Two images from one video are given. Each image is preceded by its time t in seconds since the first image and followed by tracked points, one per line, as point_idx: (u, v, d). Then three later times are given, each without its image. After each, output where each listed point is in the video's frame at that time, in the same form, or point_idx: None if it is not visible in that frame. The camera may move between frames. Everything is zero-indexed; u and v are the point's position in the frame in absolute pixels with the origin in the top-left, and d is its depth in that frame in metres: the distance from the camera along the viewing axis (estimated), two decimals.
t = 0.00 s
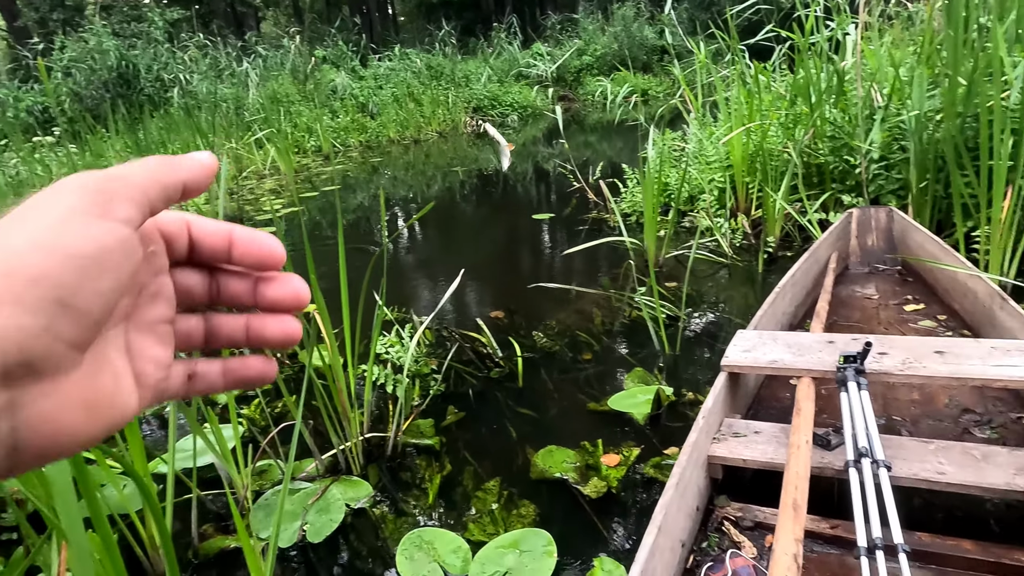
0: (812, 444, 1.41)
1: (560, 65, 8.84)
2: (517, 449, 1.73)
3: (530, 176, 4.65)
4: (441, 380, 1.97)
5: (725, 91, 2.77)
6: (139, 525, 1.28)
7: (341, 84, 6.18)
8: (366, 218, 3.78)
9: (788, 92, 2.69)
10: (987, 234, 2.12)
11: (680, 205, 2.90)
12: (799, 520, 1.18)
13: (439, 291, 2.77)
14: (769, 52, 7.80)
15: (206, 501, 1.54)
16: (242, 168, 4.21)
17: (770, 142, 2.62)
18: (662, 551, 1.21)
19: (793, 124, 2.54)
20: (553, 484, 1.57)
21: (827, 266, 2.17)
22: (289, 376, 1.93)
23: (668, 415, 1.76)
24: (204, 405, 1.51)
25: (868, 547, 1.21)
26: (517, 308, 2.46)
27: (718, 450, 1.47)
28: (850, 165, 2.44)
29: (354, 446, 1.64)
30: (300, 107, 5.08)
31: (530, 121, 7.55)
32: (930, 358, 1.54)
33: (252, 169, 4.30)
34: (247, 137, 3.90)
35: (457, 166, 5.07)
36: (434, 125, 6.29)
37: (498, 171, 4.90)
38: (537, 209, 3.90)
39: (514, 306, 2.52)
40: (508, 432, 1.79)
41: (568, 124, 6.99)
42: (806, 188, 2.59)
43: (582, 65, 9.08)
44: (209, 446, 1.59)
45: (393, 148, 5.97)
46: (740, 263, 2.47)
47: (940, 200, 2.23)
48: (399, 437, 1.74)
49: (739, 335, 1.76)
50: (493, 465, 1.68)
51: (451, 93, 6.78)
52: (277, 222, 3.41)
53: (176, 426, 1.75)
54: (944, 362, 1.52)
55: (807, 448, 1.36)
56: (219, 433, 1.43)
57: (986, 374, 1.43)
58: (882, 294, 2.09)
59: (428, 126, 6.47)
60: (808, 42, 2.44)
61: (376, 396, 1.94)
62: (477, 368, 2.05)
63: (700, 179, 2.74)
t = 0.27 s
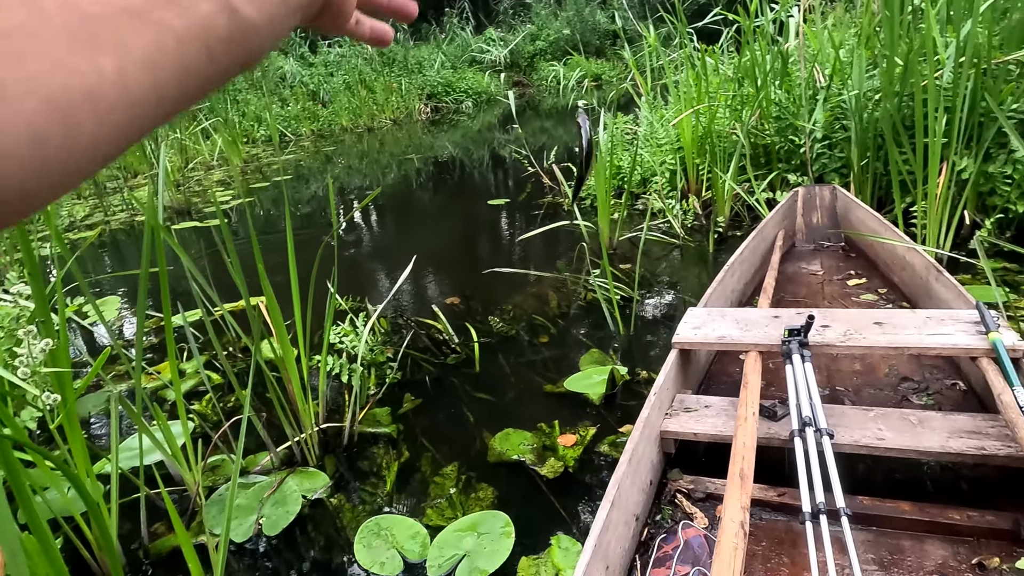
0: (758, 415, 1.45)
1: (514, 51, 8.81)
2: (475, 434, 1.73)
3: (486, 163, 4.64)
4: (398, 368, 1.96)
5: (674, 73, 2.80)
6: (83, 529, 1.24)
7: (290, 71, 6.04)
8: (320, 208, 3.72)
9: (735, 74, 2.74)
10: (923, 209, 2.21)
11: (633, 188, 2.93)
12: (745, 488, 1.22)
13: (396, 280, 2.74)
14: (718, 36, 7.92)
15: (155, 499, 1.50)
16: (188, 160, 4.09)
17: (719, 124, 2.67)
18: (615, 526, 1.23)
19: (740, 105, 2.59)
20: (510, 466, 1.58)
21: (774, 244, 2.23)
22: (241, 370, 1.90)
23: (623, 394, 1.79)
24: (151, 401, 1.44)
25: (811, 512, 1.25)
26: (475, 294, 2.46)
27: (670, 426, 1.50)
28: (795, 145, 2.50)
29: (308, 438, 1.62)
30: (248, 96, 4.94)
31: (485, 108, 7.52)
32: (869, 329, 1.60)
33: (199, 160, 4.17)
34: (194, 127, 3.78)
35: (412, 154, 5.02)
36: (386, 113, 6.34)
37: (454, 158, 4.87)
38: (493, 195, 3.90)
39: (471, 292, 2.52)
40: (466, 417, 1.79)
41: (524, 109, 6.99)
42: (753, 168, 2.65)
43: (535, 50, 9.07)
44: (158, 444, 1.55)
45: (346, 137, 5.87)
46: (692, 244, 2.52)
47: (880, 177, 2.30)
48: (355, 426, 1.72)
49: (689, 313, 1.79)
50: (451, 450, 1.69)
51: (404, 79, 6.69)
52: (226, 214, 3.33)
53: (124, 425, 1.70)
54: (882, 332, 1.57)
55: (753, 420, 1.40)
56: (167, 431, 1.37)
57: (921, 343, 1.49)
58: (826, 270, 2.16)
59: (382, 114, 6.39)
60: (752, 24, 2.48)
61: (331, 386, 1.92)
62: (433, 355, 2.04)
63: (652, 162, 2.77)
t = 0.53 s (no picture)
0: (722, 393, 1.48)
1: (473, 37, 8.74)
2: (445, 422, 1.73)
3: (449, 151, 4.62)
4: (365, 360, 1.94)
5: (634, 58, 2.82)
6: (44, 536, 1.19)
7: (244, 60, 5.90)
8: (280, 199, 3.65)
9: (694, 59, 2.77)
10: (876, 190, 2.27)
11: (597, 174, 2.95)
12: (710, 465, 1.25)
13: (360, 271, 2.71)
14: (674, 21, 8.01)
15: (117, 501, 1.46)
16: (140, 152, 3.97)
17: (679, 109, 2.69)
18: (586, 507, 1.25)
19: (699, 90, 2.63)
20: (482, 453, 1.59)
21: (735, 226, 2.27)
22: (203, 366, 1.86)
23: (591, 377, 1.81)
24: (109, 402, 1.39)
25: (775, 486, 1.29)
26: (441, 284, 2.46)
27: (637, 407, 1.53)
28: (753, 128, 2.55)
29: (276, 433, 1.59)
30: (201, 86, 4.81)
31: (446, 95, 7.47)
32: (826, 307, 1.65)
33: (153, 153, 4.05)
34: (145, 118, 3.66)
35: (374, 143, 4.97)
36: (346, 102, 6.27)
37: (417, 147, 4.82)
38: (457, 183, 3.88)
39: (438, 281, 2.51)
40: (435, 406, 1.79)
41: (485, 97, 6.96)
42: (713, 153, 2.69)
43: (494, 36, 8.99)
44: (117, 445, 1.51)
45: (306, 127, 5.76)
46: (655, 228, 2.55)
47: (834, 159, 2.37)
48: (323, 420, 1.71)
49: (653, 296, 1.82)
50: (421, 440, 1.68)
51: (362, 67, 6.60)
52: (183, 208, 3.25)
53: (82, 426, 1.65)
54: (839, 310, 1.62)
55: (717, 398, 1.43)
56: (130, 431, 1.32)
57: (875, 319, 1.55)
58: (785, 251, 2.21)
59: (340, 103, 6.32)
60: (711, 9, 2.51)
61: (297, 380, 1.89)
62: (401, 345, 2.03)
63: (615, 147, 2.80)
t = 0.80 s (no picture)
0: (685, 379, 1.51)
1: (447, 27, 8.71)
2: (415, 414, 1.75)
3: (424, 144, 4.63)
4: (335, 354, 1.96)
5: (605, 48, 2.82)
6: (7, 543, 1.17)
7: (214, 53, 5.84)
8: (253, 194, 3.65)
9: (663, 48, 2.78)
10: (840, 177, 2.31)
11: (568, 165, 2.97)
12: (670, 448, 1.27)
13: (333, 266, 2.72)
14: (647, 11, 8.06)
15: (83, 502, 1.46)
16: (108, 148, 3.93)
17: (647, 99, 2.71)
18: (549, 493, 1.27)
19: (668, 80, 2.66)
20: (451, 444, 1.60)
21: (703, 214, 2.30)
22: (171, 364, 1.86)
23: (559, 367, 1.83)
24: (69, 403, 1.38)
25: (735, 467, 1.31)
26: (414, 278, 2.50)
27: (602, 394, 1.55)
28: (720, 117, 2.59)
29: (244, 429, 1.60)
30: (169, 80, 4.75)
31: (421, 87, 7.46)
32: (787, 292, 1.68)
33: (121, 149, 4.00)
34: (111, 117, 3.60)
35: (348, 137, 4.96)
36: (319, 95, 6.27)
37: (391, 142, 4.82)
38: (431, 176, 3.90)
39: (410, 276, 2.52)
40: (405, 399, 1.81)
41: (460, 88, 6.97)
42: (682, 142, 2.73)
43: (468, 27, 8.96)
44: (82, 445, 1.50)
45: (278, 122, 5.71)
46: (626, 218, 2.61)
47: (800, 147, 2.41)
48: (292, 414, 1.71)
49: (620, 284, 1.84)
50: (391, 432, 1.70)
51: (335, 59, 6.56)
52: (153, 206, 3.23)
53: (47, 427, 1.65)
54: (799, 294, 1.65)
55: (679, 384, 1.45)
56: (92, 432, 1.31)
57: (833, 303, 1.58)
58: (752, 239, 2.25)
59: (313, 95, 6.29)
60: None
61: (267, 376, 1.89)
62: (372, 339, 2.04)
63: (586, 138, 2.82)
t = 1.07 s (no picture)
0: (666, 371, 1.52)
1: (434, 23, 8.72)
2: (399, 410, 1.76)
3: (413, 140, 4.64)
4: (320, 352, 1.96)
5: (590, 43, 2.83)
6: None
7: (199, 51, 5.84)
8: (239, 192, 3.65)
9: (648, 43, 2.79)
10: (822, 171, 2.33)
11: (554, 160, 2.98)
12: (649, 440, 1.28)
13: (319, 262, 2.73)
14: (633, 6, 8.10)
15: (65, 502, 1.46)
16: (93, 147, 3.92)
17: (632, 94, 2.72)
18: (529, 485, 1.27)
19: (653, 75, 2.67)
20: (435, 440, 1.61)
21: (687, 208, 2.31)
22: (155, 363, 1.86)
23: (543, 362, 1.84)
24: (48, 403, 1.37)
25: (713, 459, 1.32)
26: (401, 274, 2.51)
27: (584, 387, 1.56)
28: (704, 112, 2.61)
29: (227, 428, 1.60)
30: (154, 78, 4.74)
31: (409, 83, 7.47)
32: (768, 286, 1.69)
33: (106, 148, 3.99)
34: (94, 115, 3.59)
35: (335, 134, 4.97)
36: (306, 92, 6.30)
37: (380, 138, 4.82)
38: (419, 172, 3.91)
39: (397, 273, 2.53)
40: (390, 395, 1.82)
41: (448, 84, 6.98)
42: (667, 137, 2.74)
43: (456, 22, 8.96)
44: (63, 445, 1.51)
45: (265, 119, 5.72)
46: (612, 213, 2.63)
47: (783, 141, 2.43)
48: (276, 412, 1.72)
49: (603, 278, 1.85)
50: (376, 429, 1.71)
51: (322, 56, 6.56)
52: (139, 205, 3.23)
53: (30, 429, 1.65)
54: (779, 288, 1.66)
55: (660, 375, 1.46)
56: (74, 433, 1.30)
57: (813, 297, 1.59)
58: (736, 233, 2.26)
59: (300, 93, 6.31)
60: None
61: (251, 374, 1.89)
62: (357, 336, 2.05)
63: (571, 134, 2.83)
